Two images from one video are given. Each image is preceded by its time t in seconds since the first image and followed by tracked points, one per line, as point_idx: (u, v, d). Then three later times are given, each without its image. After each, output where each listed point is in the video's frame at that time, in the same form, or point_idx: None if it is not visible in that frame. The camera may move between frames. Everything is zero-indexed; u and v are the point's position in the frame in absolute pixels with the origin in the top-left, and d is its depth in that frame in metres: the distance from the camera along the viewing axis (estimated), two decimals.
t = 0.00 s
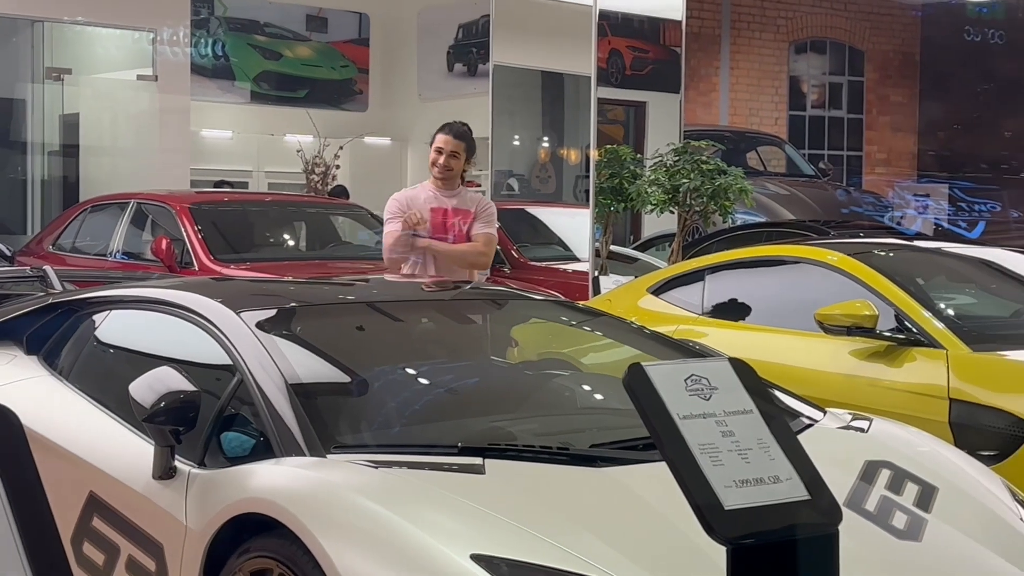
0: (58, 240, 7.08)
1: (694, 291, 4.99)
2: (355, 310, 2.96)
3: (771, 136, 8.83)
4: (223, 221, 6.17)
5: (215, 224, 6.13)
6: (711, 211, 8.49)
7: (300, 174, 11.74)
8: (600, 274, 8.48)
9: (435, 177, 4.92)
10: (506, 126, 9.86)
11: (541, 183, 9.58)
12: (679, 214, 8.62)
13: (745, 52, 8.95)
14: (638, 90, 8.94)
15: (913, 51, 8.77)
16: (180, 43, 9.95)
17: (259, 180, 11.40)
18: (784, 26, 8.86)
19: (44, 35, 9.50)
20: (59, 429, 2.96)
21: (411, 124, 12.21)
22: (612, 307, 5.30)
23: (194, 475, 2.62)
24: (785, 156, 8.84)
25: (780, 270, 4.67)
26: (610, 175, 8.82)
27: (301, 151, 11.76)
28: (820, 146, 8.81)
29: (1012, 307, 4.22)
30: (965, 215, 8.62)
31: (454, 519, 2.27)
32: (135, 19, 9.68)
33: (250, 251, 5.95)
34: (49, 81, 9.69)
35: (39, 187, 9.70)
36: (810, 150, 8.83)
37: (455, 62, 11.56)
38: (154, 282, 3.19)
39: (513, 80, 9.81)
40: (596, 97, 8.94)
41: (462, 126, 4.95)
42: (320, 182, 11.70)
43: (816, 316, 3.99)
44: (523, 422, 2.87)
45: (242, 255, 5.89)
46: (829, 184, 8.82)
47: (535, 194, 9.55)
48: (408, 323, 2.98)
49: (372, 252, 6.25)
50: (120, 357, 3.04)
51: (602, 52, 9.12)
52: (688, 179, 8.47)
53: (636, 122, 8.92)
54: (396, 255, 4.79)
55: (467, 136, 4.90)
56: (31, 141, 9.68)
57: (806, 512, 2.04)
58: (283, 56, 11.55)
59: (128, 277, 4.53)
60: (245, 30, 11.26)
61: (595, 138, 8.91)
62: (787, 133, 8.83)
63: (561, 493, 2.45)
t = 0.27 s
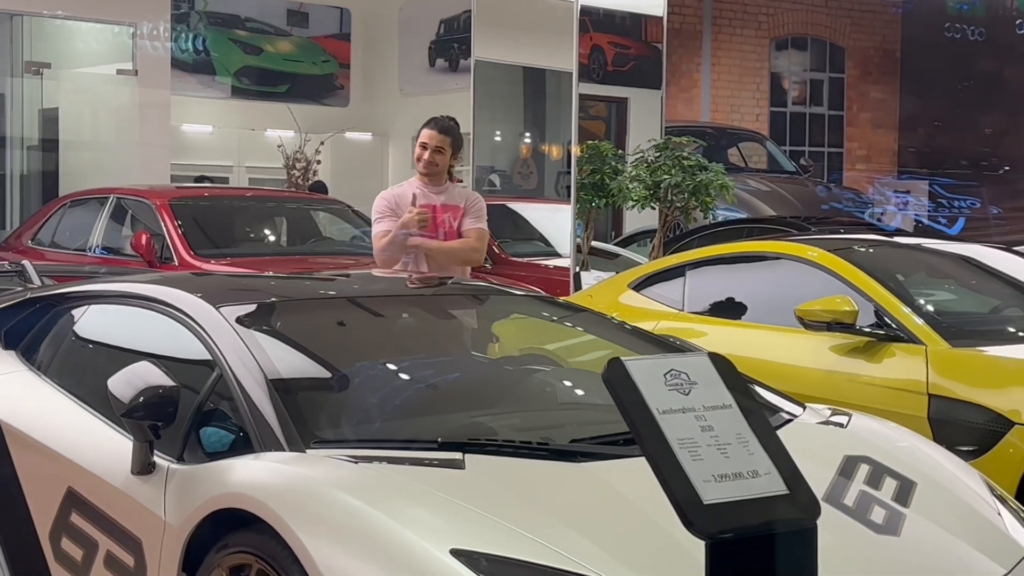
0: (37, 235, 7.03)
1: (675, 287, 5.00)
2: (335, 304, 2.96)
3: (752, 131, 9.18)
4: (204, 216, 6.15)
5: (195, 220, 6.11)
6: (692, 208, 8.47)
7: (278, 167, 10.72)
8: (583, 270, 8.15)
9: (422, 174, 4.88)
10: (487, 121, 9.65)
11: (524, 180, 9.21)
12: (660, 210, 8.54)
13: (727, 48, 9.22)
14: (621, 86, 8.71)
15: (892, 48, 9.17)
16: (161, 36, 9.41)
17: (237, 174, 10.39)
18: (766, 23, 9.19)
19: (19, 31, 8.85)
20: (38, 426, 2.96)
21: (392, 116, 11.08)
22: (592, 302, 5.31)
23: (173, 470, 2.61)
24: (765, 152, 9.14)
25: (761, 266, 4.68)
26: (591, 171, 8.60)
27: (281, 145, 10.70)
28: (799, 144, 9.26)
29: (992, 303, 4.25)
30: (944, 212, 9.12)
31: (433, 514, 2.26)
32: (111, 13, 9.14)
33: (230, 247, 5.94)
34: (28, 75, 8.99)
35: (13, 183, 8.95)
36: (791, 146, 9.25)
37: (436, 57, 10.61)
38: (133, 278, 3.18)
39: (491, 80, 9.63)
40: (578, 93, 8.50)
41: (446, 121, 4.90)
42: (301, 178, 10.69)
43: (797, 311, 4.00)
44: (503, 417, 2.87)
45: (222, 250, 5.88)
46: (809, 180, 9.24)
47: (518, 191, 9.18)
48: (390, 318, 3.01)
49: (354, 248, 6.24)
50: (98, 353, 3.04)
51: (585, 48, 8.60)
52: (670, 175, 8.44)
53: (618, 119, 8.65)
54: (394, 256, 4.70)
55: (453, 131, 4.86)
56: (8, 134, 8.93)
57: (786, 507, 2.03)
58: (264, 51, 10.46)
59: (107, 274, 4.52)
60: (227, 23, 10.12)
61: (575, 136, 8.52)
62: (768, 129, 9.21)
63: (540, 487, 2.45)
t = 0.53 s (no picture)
0: (18, 226, 6.99)
1: (657, 279, 5.00)
2: (318, 297, 2.96)
3: (733, 125, 8.70)
4: (185, 209, 6.13)
5: (176, 212, 6.09)
6: (674, 201, 8.49)
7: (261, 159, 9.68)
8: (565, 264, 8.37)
9: (411, 165, 4.91)
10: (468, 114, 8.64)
11: (505, 172, 8.55)
12: (643, 204, 8.59)
13: (709, 38, 8.75)
14: (602, 79, 8.52)
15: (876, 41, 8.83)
16: (144, 27, 8.97)
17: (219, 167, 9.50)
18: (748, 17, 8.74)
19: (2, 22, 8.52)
20: (20, 420, 2.97)
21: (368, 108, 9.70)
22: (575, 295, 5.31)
23: (153, 463, 2.60)
24: (747, 146, 8.76)
25: (744, 260, 4.68)
26: (573, 164, 8.56)
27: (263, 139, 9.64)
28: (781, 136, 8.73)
29: (973, 297, 4.26)
30: (926, 205, 8.84)
31: (415, 506, 2.26)
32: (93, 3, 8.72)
33: (212, 240, 5.92)
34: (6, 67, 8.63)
35: None
36: (773, 140, 8.75)
37: (417, 50, 9.36)
38: (114, 269, 3.18)
39: (475, 69, 8.57)
40: (559, 86, 8.31)
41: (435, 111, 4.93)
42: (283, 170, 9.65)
43: (778, 303, 4.00)
44: (485, 410, 2.87)
45: (203, 243, 5.86)
46: (791, 174, 8.79)
47: (500, 184, 8.51)
48: (371, 311, 3.01)
49: (337, 241, 6.22)
50: (79, 346, 3.04)
51: (567, 41, 8.44)
52: (652, 168, 8.45)
53: (600, 115, 8.51)
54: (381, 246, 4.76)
55: (440, 122, 4.88)
56: None
57: (769, 499, 2.02)
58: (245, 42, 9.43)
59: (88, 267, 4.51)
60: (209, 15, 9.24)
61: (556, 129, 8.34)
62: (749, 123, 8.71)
63: (521, 480, 2.45)
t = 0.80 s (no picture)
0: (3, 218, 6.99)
1: (642, 274, 5.01)
2: (306, 293, 2.97)
3: (719, 120, 7.54)
4: (169, 203, 6.12)
5: (160, 206, 6.09)
6: (659, 195, 7.96)
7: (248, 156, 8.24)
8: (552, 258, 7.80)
9: (416, 160, 4.91)
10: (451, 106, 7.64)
11: (491, 165, 7.47)
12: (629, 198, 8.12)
13: (694, 34, 7.51)
14: (590, 74, 7.71)
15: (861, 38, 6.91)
16: (129, 18, 7.61)
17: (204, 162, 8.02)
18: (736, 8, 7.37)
19: None
20: (8, 416, 3.00)
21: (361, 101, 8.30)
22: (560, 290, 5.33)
23: (137, 458, 2.61)
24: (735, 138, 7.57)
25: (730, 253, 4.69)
26: (559, 158, 7.99)
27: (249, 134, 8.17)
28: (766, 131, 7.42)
29: (956, 291, 4.27)
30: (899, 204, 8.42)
31: (399, 502, 2.27)
32: None
33: (196, 235, 5.92)
34: None
35: None
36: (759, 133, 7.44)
37: (405, 44, 8.25)
38: (98, 265, 3.19)
39: (461, 63, 7.65)
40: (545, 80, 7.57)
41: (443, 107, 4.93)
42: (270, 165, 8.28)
43: (762, 298, 4.02)
44: (469, 405, 2.88)
45: (188, 238, 5.86)
46: (778, 169, 7.47)
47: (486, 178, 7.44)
48: (357, 306, 3.01)
49: (321, 237, 6.22)
50: (63, 342, 3.06)
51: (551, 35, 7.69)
52: (637, 163, 7.90)
53: (587, 110, 7.86)
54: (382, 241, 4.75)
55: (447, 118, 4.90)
56: None
57: (751, 495, 1.99)
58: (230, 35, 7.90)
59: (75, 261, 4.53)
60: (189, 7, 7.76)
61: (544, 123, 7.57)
62: (736, 117, 7.47)
63: (505, 475, 2.46)
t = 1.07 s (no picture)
0: None
1: (632, 268, 5.02)
2: (296, 286, 2.99)
3: (709, 113, 6.97)
4: (159, 196, 6.10)
5: (151, 199, 6.07)
6: (649, 189, 7.53)
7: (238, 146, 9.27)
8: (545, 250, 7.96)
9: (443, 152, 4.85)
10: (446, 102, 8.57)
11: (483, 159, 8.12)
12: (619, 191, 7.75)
13: (684, 24, 6.96)
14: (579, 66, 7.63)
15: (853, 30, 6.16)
16: (118, 13, 8.59)
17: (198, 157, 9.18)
18: None
19: None
20: None
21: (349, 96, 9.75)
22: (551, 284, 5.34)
23: (127, 452, 2.61)
24: (724, 133, 7.01)
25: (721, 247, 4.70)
26: (550, 151, 7.97)
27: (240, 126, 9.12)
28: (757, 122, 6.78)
29: (945, 285, 4.27)
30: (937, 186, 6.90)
31: (391, 495, 2.26)
32: None
33: (187, 229, 5.89)
34: None
35: None
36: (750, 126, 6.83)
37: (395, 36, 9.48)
38: (89, 256, 3.19)
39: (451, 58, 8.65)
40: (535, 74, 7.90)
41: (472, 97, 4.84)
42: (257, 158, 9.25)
43: (752, 292, 4.01)
44: (459, 397, 2.89)
45: (178, 231, 5.84)
46: (769, 163, 6.83)
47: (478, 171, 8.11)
48: (347, 299, 3.03)
49: (313, 231, 6.20)
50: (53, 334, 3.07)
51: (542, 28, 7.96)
52: (627, 156, 7.57)
53: (576, 102, 7.82)
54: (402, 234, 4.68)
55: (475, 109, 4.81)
56: None
57: (741, 487, 1.98)
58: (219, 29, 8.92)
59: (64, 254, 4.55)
60: None
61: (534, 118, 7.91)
62: (727, 111, 6.89)
63: (495, 468, 2.46)
